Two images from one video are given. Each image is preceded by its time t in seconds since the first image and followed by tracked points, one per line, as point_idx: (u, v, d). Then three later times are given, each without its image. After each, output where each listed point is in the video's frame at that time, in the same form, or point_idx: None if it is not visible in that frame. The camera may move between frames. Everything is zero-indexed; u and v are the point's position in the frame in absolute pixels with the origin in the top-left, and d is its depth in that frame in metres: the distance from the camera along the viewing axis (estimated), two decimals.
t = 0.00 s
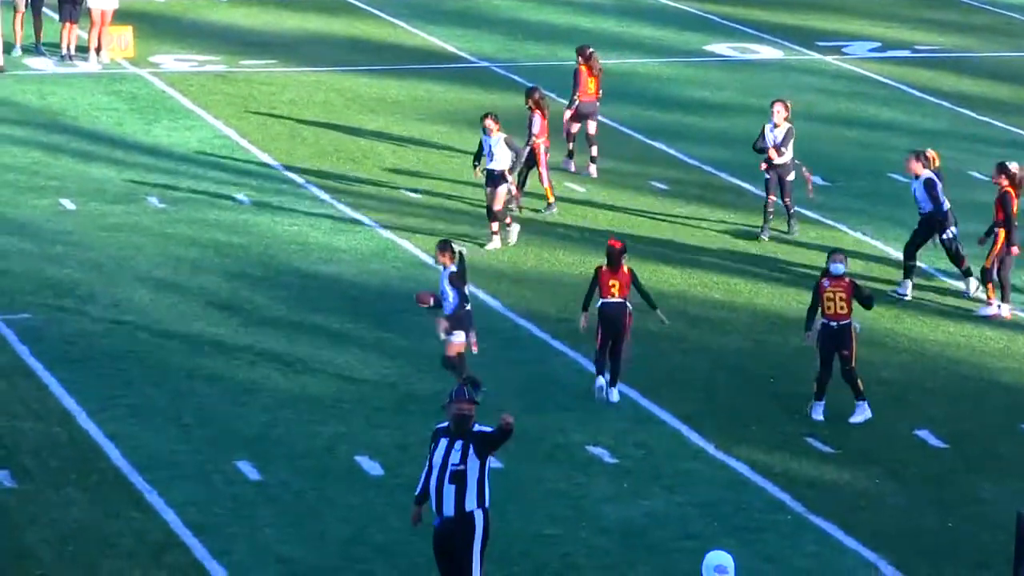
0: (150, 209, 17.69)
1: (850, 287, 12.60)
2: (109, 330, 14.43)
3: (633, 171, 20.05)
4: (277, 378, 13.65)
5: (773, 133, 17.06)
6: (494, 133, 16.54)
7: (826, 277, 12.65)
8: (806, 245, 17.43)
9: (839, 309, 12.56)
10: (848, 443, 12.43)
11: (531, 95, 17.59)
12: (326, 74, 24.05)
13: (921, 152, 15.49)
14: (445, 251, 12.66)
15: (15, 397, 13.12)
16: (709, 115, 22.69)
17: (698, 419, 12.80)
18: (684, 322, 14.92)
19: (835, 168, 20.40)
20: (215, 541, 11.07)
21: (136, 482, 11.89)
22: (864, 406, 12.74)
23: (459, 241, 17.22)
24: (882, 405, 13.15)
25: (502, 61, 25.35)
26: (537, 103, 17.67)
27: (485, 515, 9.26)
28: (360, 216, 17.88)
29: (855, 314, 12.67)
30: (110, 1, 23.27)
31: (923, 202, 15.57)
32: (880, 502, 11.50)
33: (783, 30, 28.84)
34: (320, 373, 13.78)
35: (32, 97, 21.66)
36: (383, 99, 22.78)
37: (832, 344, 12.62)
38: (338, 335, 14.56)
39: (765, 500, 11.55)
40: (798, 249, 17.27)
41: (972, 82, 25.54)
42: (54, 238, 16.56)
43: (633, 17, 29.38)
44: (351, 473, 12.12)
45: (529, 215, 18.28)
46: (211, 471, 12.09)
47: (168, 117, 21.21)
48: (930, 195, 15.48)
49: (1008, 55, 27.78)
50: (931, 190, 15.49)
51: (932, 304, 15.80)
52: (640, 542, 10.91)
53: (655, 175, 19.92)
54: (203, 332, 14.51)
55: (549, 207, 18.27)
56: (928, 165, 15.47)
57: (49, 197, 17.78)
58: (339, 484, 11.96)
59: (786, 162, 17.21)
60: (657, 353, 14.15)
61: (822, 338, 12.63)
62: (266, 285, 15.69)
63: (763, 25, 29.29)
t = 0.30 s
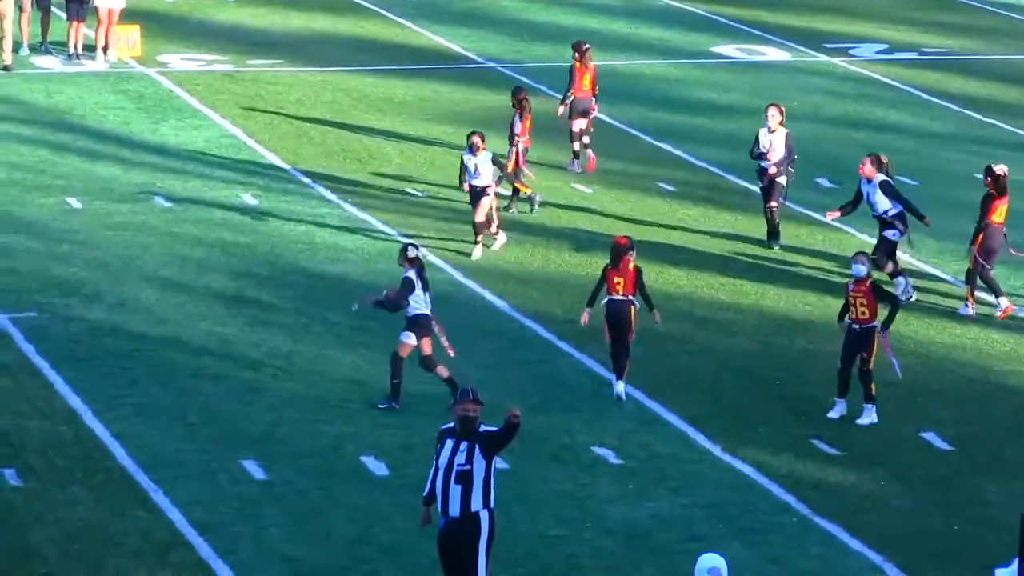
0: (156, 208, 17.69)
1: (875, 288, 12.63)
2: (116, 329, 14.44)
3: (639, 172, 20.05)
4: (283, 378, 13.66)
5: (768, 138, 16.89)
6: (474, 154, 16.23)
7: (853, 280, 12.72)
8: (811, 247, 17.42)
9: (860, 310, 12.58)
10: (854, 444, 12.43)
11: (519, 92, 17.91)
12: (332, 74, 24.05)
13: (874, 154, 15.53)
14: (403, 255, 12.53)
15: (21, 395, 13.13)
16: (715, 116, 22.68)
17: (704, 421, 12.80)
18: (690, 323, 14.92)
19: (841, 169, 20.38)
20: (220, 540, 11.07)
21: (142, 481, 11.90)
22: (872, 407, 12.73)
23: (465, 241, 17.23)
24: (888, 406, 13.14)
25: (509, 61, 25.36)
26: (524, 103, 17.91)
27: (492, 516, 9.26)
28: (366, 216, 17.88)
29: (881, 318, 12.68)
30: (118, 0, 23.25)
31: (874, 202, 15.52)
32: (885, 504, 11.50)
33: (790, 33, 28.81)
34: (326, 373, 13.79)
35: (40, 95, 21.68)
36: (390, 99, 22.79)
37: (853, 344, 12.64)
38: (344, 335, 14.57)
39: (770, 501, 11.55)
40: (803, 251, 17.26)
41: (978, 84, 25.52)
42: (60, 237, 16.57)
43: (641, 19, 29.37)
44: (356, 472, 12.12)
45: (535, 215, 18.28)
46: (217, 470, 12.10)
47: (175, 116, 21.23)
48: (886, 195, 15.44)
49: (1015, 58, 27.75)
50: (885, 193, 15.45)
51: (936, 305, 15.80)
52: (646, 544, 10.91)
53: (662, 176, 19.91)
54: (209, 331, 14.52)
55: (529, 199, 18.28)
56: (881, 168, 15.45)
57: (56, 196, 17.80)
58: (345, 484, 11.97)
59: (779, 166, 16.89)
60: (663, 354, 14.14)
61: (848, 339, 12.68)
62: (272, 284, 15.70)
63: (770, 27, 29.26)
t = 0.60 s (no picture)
0: (175, 215, 18.00)
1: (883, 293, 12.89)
2: (136, 334, 14.74)
3: (647, 179, 20.32)
4: (297, 381, 13.95)
5: (763, 152, 16.80)
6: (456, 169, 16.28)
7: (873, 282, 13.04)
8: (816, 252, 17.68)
9: (867, 313, 12.88)
10: (857, 445, 12.68)
11: (513, 100, 17.97)
12: (347, 83, 24.38)
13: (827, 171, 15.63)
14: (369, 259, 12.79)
15: (43, 397, 13.44)
16: (722, 124, 22.95)
17: (711, 422, 13.06)
18: (697, 326, 15.18)
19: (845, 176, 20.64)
20: (238, 539, 11.37)
21: (161, 482, 12.20)
22: (873, 407, 13.01)
23: (476, 247, 17.51)
24: (890, 408, 13.40)
25: (519, 71, 25.65)
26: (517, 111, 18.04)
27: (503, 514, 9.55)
28: (380, 223, 18.18)
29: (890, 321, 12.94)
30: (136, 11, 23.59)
31: (828, 217, 15.51)
32: (887, 504, 11.75)
33: (795, 43, 29.07)
34: (340, 375, 14.07)
35: (61, 105, 22.02)
36: (403, 108, 23.09)
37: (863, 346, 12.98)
38: (357, 339, 14.85)
39: (775, 501, 11.80)
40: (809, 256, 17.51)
41: (980, 93, 25.76)
42: (82, 243, 16.89)
43: (648, 29, 29.66)
44: (370, 473, 12.41)
45: (546, 221, 18.56)
46: (234, 472, 12.38)
47: (194, 125, 21.55)
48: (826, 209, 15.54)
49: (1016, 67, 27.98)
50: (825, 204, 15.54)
51: (938, 309, 16.06)
52: (653, 543, 11.17)
53: (669, 183, 20.18)
54: (226, 335, 14.81)
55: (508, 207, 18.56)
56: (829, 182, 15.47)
57: (77, 204, 18.12)
58: (359, 484, 12.25)
59: (774, 177, 16.90)
60: (670, 357, 14.41)
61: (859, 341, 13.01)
62: (287, 289, 15.99)
63: (775, 37, 29.53)
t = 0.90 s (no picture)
0: (204, 223, 18.43)
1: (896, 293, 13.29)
2: (166, 338, 15.16)
3: (662, 188, 20.69)
4: (321, 385, 14.36)
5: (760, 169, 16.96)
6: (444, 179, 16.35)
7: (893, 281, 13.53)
8: (827, 258, 18.04)
9: (879, 313, 13.34)
10: (866, 447, 13.03)
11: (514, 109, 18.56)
12: (370, 95, 24.82)
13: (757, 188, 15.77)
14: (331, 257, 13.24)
15: (77, 400, 13.87)
16: (734, 135, 23.32)
17: (724, 424, 13.42)
18: (710, 331, 15.54)
19: (853, 186, 20.99)
20: (265, 537, 11.76)
21: (191, 482, 12.61)
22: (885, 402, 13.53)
23: (494, 254, 17.90)
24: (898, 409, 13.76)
25: (537, 83, 26.07)
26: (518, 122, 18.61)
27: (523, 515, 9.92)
28: (401, 230, 18.59)
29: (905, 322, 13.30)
30: (166, 26, 23.95)
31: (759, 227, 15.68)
32: (895, 503, 12.10)
33: (805, 55, 29.44)
34: (362, 378, 14.47)
35: (93, 116, 22.49)
36: (424, 119, 23.52)
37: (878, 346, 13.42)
38: (379, 343, 15.25)
39: (786, 501, 12.16)
40: (820, 262, 17.87)
41: (985, 104, 26.08)
42: (112, 250, 17.32)
43: (662, 43, 30.05)
44: (393, 473, 12.80)
45: (563, 228, 18.95)
46: (261, 472, 12.79)
47: (221, 136, 22.00)
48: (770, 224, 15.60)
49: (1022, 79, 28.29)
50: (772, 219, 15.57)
51: (944, 313, 16.42)
52: (667, 541, 11.54)
53: (683, 192, 20.55)
54: (252, 340, 15.23)
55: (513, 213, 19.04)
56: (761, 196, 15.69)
57: (108, 212, 18.56)
58: (382, 484, 12.64)
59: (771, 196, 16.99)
60: (684, 361, 14.78)
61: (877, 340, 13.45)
62: (311, 295, 16.40)
63: (786, 50, 29.90)
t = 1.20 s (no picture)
0: (238, 229, 18.87)
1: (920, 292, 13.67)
2: (202, 341, 15.60)
3: (683, 195, 21.07)
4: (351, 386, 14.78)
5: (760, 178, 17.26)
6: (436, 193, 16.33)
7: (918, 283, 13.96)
8: (844, 263, 18.39)
9: (903, 315, 13.75)
10: (881, 447, 13.39)
11: (537, 118, 18.83)
12: (401, 105, 25.24)
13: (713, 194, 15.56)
14: (311, 260, 13.75)
15: (117, 401, 14.31)
16: (753, 144, 23.68)
17: (743, 425, 13.80)
18: (730, 334, 15.92)
19: (870, 194, 21.33)
20: (299, 534, 12.18)
21: (226, 480, 13.03)
22: (900, 402, 13.99)
23: (521, 259, 18.30)
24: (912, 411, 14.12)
25: (562, 94, 26.47)
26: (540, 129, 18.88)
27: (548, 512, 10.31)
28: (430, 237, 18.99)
29: (926, 324, 13.67)
30: (202, 38, 24.41)
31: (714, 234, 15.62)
32: (908, 502, 12.47)
33: (823, 67, 29.79)
34: (391, 381, 14.89)
35: (131, 125, 22.98)
36: (453, 129, 23.93)
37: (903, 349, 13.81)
38: (408, 346, 15.66)
39: (803, 499, 12.53)
40: (838, 267, 18.21)
41: (999, 115, 26.39)
42: (149, 256, 17.78)
43: (685, 55, 30.43)
44: (421, 472, 13.21)
45: (585, 234, 19.34)
46: (295, 470, 13.21)
47: (255, 145, 22.46)
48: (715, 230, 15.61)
49: None
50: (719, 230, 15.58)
51: (956, 316, 16.77)
52: (687, 538, 11.92)
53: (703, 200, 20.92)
54: (286, 343, 15.66)
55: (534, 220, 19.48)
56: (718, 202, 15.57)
57: (145, 218, 19.02)
58: (411, 483, 13.05)
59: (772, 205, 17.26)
60: (704, 363, 15.16)
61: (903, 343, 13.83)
62: (343, 299, 16.83)
63: (804, 62, 30.25)
